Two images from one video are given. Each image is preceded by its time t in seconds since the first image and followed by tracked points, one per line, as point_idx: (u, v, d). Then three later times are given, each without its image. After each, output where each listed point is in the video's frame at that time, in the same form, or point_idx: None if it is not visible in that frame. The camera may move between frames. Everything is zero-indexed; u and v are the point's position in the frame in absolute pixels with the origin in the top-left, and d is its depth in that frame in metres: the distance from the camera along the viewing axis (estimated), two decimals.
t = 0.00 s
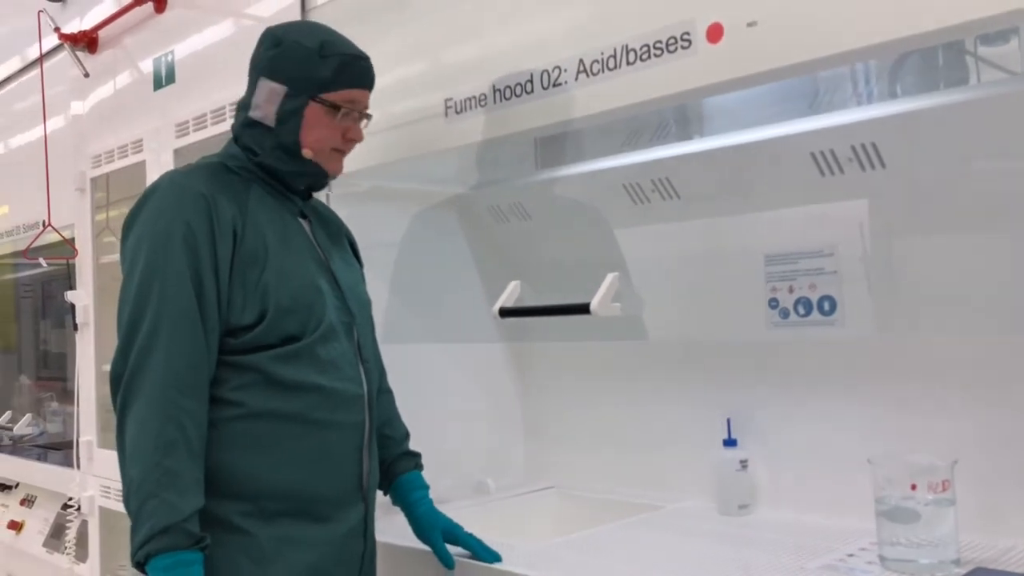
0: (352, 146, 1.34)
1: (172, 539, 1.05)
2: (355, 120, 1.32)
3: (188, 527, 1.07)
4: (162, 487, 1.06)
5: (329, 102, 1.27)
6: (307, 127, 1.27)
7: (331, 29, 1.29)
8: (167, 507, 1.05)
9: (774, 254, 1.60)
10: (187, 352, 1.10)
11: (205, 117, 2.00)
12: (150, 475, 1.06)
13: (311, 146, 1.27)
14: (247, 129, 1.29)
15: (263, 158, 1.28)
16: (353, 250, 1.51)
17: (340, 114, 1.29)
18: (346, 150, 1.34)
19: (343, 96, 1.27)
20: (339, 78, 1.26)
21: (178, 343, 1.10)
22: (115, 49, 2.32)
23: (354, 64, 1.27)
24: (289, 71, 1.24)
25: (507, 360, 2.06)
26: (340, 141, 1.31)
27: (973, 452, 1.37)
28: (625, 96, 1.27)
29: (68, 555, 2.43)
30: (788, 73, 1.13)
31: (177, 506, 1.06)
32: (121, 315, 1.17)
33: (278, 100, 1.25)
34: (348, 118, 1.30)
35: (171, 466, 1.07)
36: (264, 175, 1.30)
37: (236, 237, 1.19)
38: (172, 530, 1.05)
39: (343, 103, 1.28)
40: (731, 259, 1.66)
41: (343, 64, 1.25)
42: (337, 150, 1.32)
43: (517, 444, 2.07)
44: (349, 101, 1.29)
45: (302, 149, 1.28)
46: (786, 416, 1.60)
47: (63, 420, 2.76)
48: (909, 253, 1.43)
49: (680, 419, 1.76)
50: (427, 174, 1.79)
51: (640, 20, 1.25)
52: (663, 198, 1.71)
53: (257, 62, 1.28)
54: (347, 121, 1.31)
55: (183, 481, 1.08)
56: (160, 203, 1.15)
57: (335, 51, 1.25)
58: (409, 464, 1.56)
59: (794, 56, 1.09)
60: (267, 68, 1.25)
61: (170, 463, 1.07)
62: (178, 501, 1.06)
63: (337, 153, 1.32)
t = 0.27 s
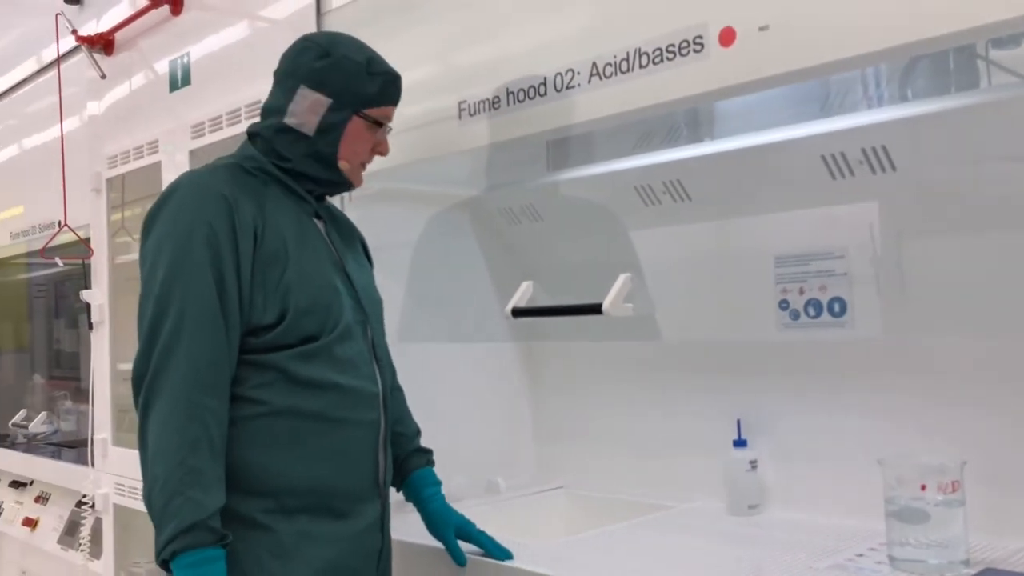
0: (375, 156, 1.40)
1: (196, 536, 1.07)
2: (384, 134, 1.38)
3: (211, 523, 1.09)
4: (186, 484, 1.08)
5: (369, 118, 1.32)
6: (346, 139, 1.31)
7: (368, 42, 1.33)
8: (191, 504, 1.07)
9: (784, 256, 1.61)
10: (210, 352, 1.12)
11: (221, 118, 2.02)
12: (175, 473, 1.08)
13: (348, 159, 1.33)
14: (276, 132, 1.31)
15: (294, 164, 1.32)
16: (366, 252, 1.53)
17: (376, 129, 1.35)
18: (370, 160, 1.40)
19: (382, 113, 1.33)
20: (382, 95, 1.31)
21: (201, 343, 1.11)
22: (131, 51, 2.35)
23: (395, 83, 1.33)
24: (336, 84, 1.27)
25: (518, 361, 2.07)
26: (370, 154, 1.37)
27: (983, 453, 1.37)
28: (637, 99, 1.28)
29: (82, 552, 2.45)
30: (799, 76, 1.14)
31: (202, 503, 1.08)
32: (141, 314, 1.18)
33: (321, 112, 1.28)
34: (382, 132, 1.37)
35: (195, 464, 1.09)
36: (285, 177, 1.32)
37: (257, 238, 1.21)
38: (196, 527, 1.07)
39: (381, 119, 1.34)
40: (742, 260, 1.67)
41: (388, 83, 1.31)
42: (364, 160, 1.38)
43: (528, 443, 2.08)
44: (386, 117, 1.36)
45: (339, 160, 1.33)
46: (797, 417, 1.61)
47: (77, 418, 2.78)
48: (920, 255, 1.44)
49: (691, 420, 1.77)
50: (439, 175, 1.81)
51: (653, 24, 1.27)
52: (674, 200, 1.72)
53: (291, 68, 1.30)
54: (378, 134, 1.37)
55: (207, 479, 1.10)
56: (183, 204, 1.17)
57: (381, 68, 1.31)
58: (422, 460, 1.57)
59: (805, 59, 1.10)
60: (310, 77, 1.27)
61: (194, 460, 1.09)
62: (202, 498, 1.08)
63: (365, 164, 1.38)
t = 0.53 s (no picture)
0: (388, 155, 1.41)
1: (210, 521, 1.08)
2: (396, 132, 1.39)
3: (225, 509, 1.10)
4: (201, 469, 1.09)
5: (382, 115, 1.33)
6: (360, 136, 1.33)
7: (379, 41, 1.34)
8: (206, 489, 1.08)
9: (794, 253, 1.61)
10: (226, 340, 1.13)
11: (232, 116, 2.04)
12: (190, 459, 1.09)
13: (362, 156, 1.34)
14: (292, 129, 1.32)
15: (310, 160, 1.33)
16: (377, 250, 1.54)
17: (390, 127, 1.36)
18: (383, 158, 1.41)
19: (396, 111, 1.35)
20: (395, 93, 1.33)
21: (218, 331, 1.13)
22: (143, 50, 2.36)
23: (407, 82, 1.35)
24: (350, 82, 1.28)
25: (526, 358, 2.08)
26: (383, 151, 1.38)
27: (991, 452, 1.37)
28: (647, 96, 1.29)
29: (93, 546, 2.47)
30: (810, 74, 1.14)
31: (216, 489, 1.09)
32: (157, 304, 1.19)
33: (337, 109, 1.29)
34: (395, 130, 1.38)
35: (210, 450, 1.10)
36: (300, 172, 1.33)
37: (274, 230, 1.22)
38: (210, 511, 1.08)
39: (395, 116, 1.36)
40: (750, 259, 1.68)
41: (401, 81, 1.33)
42: (377, 158, 1.39)
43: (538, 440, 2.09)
44: (399, 114, 1.37)
45: (353, 157, 1.34)
46: (805, 415, 1.61)
47: (88, 414, 2.80)
48: (929, 254, 1.44)
49: (700, 417, 1.78)
50: (449, 173, 1.82)
51: (663, 21, 1.27)
52: (683, 197, 1.72)
53: (304, 67, 1.31)
54: (391, 132, 1.38)
55: (221, 465, 1.11)
56: (201, 194, 1.18)
57: (394, 68, 1.32)
58: (433, 453, 1.58)
59: (814, 57, 1.11)
60: (324, 75, 1.28)
61: (209, 447, 1.10)
62: (217, 484, 1.09)
63: (378, 161, 1.39)
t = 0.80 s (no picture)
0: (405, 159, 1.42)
1: (189, 500, 1.08)
2: (415, 137, 1.40)
3: (206, 490, 1.10)
4: (187, 448, 1.09)
5: (401, 118, 1.35)
6: (378, 138, 1.34)
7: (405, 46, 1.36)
8: (189, 468, 1.08)
9: (799, 248, 1.61)
10: (224, 321, 1.14)
11: (238, 111, 2.04)
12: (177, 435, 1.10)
13: (379, 157, 1.35)
14: (311, 127, 1.33)
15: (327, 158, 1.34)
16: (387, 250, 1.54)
17: (408, 130, 1.38)
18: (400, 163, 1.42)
19: (414, 114, 1.36)
20: (416, 97, 1.34)
21: (216, 311, 1.13)
22: (149, 45, 2.37)
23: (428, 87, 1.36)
24: (373, 83, 1.30)
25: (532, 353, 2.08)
26: (400, 155, 1.39)
27: (997, 446, 1.37)
28: (652, 90, 1.29)
29: (99, 540, 2.48)
30: (816, 67, 1.14)
31: (200, 469, 1.09)
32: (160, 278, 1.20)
33: (357, 109, 1.30)
34: (414, 134, 1.39)
35: (197, 430, 1.10)
36: (316, 167, 1.33)
37: (280, 218, 1.23)
38: (191, 491, 1.08)
39: (415, 120, 1.37)
40: (754, 254, 1.68)
41: (422, 85, 1.34)
42: (394, 162, 1.40)
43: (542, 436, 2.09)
44: (418, 119, 1.38)
45: (371, 158, 1.35)
46: (810, 410, 1.61)
47: (94, 409, 2.81)
48: (934, 248, 1.44)
49: (705, 412, 1.78)
50: (454, 168, 1.82)
51: (668, 15, 1.27)
52: (688, 191, 1.72)
53: (330, 66, 1.32)
54: (409, 136, 1.39)
55: (207, 446, 1.11)
56: (213, 176, 1.19)
57: (416, 71, 1.34)
58: (433, 459, 1.60)
59: (820, 51, 1.11)
60: (347, 75, 1.30)
61: (196, 427, 1.10)
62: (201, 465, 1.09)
63: (395, 164, 1.40)
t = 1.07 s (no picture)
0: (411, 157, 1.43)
1: (171, 479, 1.08)
2: (422, 135, 1.41)
3: (188, 471, 1.09)
4: (171, 427, 1.09)
5: (408, 114, 1.36)
6: (383, 133, 1.35)
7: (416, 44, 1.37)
8: (174, 446, 1.08)
9: (807, 239, 1.61)
10: (220, 301, 1.14)
11: (246, 103, 2.04)
12: (164, 411, 1.10)
13: (384, 152, 1.36)
14: (318, 118, 1.35)
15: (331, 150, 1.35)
16: (388, 246, 1.54)
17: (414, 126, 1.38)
18: (406, 160, 1.43)
19: (421, 111, 1.37)
20: (423, 94, 1.35)
21: (212, 290, 1.14)
22: (157, 38, 2.37)
23: (438, 86, 1.36)
24: (382, 78, 1.31)
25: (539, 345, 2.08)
26: (406, 152, 1.40)
27: (1004, 437, 1.37)
28: (660, 81, 1.29)
29: (109, 531, 2.49)
30: (825, 57, 1.14)
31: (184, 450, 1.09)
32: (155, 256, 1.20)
33: (363, 103, 1.32)
34: (421, 131, 1.40)
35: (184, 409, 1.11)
36: (321, 159, 1.35)
37: (279, 204, 1.24)
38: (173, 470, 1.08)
39: (420, 117, 1.38)
40: (761, 245, 1.68)
41: (430, 83, 1.35)
42: (399, 159, 1.41)
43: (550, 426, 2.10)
44: (424, 116, 1.39)
45: (375, 153, 1.36)
46: (817, 401, 1.61)
47: (103, 400, 2.82)
48: (942, 239, 1.44)
49: (712, 403, 1.78)
50: (461, 160, 1.82)
51: (676, 6, 1.27)
52: (695, 183, 1.72)
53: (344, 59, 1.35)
54: (415, 134, 1.40)
55: (191, 428, 1.11)
56: (220, 157, 1.21)
57: (426, 69, 1.35)
58: (442, 448, 1.64)
59: (828, 41, 1.11)
60: (357, 68, 1.31)
61: (182, 405, 1.11)
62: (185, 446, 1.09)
63: (400, 160, 1.41)
